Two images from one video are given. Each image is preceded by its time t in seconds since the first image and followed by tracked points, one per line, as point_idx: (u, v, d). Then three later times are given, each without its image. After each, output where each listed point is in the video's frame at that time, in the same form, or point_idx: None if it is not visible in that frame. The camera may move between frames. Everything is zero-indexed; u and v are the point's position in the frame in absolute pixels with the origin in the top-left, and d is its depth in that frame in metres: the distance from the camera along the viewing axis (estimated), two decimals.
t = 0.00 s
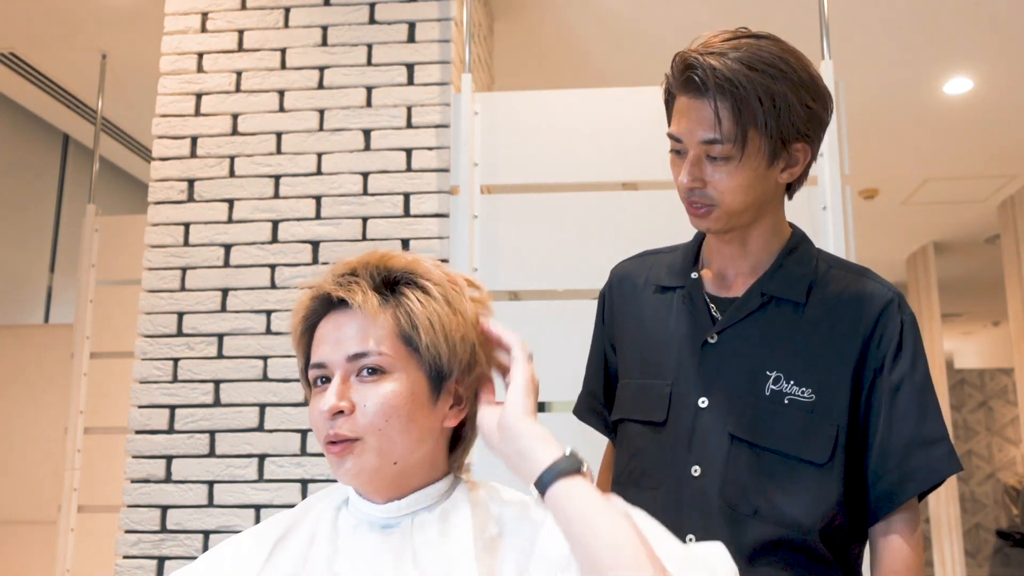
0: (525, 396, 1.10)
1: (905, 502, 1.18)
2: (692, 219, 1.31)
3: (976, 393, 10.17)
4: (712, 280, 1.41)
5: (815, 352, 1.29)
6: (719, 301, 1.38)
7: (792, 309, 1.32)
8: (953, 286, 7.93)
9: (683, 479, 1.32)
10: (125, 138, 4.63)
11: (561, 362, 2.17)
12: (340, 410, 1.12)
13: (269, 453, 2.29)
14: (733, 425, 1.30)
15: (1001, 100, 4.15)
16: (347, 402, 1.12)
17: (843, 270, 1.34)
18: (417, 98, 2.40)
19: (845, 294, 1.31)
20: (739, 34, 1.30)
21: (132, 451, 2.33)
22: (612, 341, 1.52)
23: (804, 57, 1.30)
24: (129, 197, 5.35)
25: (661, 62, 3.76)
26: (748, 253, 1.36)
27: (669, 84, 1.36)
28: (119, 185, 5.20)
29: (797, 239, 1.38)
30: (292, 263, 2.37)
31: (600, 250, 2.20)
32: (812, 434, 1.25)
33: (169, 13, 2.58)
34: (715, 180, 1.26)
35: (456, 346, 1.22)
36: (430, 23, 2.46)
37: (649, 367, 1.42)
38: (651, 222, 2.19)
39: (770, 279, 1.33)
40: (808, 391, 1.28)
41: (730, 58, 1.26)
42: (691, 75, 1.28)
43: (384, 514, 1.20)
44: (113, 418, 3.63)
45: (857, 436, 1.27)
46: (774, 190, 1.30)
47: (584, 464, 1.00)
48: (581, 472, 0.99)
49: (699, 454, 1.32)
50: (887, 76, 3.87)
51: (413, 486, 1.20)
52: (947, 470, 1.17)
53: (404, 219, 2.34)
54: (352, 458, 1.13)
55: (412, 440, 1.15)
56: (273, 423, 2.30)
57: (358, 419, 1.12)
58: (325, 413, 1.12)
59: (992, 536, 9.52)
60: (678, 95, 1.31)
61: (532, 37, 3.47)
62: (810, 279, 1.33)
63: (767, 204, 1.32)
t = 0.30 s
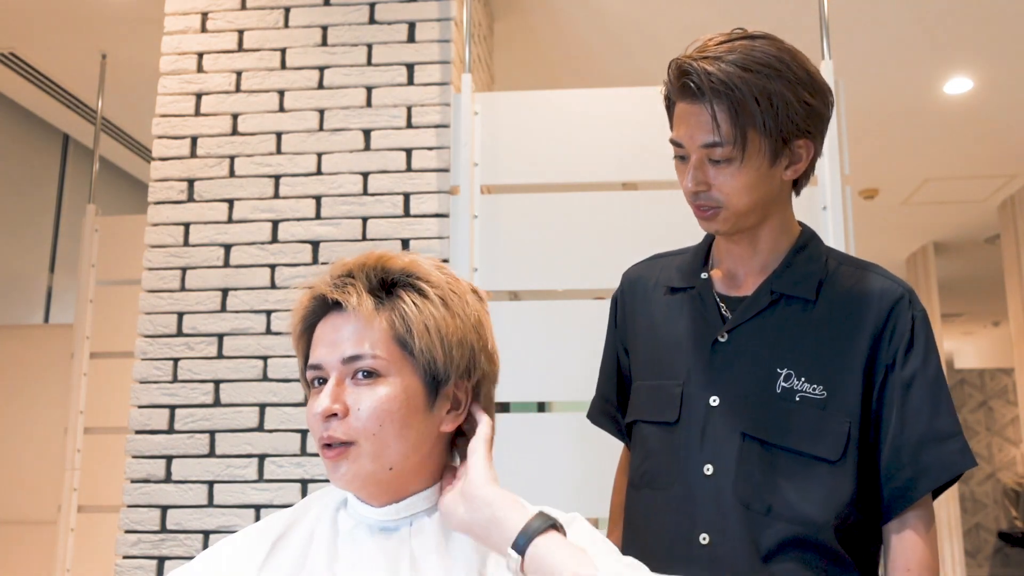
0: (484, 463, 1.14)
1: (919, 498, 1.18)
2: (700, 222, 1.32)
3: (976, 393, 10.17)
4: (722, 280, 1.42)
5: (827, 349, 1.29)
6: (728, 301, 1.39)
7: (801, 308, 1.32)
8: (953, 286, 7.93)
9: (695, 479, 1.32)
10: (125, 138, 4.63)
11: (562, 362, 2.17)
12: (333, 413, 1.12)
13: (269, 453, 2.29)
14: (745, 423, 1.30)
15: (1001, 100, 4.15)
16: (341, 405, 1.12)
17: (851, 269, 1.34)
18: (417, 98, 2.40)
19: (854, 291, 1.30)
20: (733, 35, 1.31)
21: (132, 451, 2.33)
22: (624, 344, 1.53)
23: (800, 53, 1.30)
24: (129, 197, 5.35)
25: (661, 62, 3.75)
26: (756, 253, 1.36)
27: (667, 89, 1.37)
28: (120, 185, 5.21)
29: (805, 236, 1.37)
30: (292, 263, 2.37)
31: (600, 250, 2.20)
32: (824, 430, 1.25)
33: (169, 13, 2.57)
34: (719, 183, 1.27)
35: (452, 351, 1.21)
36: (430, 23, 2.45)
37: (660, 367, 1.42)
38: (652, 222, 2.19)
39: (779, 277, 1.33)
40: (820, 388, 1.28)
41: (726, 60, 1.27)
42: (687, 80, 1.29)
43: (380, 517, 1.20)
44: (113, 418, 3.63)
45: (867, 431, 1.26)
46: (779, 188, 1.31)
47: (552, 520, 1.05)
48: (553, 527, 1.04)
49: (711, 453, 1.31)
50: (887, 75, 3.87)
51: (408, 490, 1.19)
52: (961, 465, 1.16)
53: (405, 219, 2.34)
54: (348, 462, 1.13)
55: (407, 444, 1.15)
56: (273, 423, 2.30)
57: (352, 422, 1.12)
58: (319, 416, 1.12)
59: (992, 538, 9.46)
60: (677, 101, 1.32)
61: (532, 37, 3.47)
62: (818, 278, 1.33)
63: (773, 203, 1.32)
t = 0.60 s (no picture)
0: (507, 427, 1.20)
1: (934, 490, 1.15)
2: (697, 222, 1.35)
3: (976, 393, 10.17)
4: (728, 276, 1.44)
5: (829, 343, 1.29)
6: (732, 297, 1.41)
7: (803, 302, 1.33)
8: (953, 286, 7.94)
9: (706, 475, 1.36)
10: (126, 138, 4.63)
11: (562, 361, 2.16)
12: (336, 408, 1.12)
13: (269, 453, 2.29)
14: (749, 420, 1.33)
15: (1001, 100, 4.15)
16: (344, 400, 1.13)
17: (853, 260, 1.32)
18: (417, 98, 2.40)
19: (856, 283, 1.29)
20: (705, 33, 1.31)
21: (132, 451, 2.33)
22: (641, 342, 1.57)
23: (773, 39, 1.30)
24: (130, 198, 5.35)
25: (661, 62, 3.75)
26: (757, 248, 1.37)
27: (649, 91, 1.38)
28: (120, 185, 5.21)
29: (808, 225, 1.38)
30: (292, 263, 2.37)
31: (599, 250, 2.20)
32: (827, 425, 1.25)
33: (168, 13, 2.58)
34: (706, 183, 1.29)
35: (460, 354, 1.20)
36: (430, 23, 2.45)
37: (673, 366, 1.46)
38: (652, 221, 2.19)
39: (778, 271, 1.34)
40: (822, 383, 1.28)
41: (697, 58, 1.27)
42: (661, 83, 1.30)
43: (381, 518, 1.20)
44: (113, 418, 3.63)
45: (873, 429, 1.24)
46: (769, 181, 1.31)
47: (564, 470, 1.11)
48: (559, 471, 1.09)
49: (719, 450, 1.35)
50: (887, 75, 3.86)
51: (409, 491, 1.19)
52: (973, 455, 1.13)
53: (405, 219, 2.34)
54: (348, 458, 1.14)
55: (408, 444, 1.15)
56: (273, 423, 2.30)
57: (354, 418, 1.12)
58: (322, 410, 1.13)
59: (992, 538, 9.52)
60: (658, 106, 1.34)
61: (531, 37, 3.48)
62: (818, 270, 1.32)
63: (766, 196, 1.32)
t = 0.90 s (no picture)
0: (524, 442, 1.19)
1: (874, 486, 1.16)
2: (650, 236, 1.37)
3: (975, 393, 10.18)
4: (679, 289, 1.45)
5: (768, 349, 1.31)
6: (683, 309, 1.43)
7: (748, 312, 1.35)
8: (953, 286, 7.94)
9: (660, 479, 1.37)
10: (125, 138, 4.63)
11: (562, 361, 2.17)
12: (339, 403, 1.12)
13: (269, 453, 2.29)
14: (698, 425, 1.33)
15: (1001, 100, 4.15)
16: (346, 395, 1.13)
17: (791, 272, 1.34)
18: (417, 98, 2.40)
19: (795, 291, 1.31)
20: (652, 58, 1.33)
21: (132, 451, 2.33)
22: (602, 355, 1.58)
23: (716, 62, 1.32)
24: (129, 198, 5.35)
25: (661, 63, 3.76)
26: (707, 260, 1.39)
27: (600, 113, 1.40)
28: (119, 185, 5.21)
29: (755, 239, 1.40)
30: (292, 263, 2.37)
31: (598, 250, 2.20)
32: (768, 428, 1.26)
33: (168, 13, 2.58)
34: (654, 199, 1.32)
35: (461, 350, 1.20)
36: (430, 23, 2.46)
37: (629, 376, 1.47)
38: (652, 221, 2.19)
39: (727, 282, 1.36)
40: (764, 387, 1.29)
41: (642, 82, 1.30)
42: (610, 105, 1.33)
43: (383, 515, 1.20)
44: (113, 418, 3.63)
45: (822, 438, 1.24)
46: (717, 195, 1.34)
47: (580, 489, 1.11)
48: (578, 493, 1.09)
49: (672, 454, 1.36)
50: (887, 76, 3.87)
51: (409, 487, 1.19)
52: (908, 446, 1.14)
53: (405, 219, 2.34)
54: (350, 453, 1.14)
55: (410, 439, 1.15)
56: (273, 423, 2.30)
57: (356, 413, 1.12)
58: (324, 405, 1.13)
59: (992, 538, 9.56)
60: (608, 127, 1.37)
61: (532, 37, 3.48)
62: (762, 283, 1.35)
63: (714, 209, 1.35)
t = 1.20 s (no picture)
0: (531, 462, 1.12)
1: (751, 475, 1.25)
2: (561, 253, 1.43)
3: (976, 393, 10.19)
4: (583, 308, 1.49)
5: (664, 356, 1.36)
6: (587, 325, 1.46)
7: (643, 324, 1.39)
8: (953, 287, 7.95)
9: (568, 480, 1.39)
10: (125, 138, 4.63)
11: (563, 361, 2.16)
12: (347, 407, 1.12)
13: (269, 453, 2.29)
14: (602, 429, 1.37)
15: (1001, 99, 4.15)
16: (355, 399, 1.12)
17: (677, 286, 1.40)
18: (417, 99, 2.40)
19: (683, 302, 1.37)
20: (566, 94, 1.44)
21: (132, 451, 2.33)
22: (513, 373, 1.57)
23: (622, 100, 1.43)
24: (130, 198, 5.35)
25: (660, 63, 3.76)
26: (610, 277, 1.44)
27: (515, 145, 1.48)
28: (119, 185, 5.21)
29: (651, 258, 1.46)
30: (292, 263, 2.37)
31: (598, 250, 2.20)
32: (667, 430, 1.32)
33: (168, 13, 2.57)
34: (568, 218, 1.39)
35: (466, 349, 1.20)
36: (431, 23, 2.46)
37: (538, 390, 1.48)
38: (652, 221, 2.19)
39: (627, 297, 1.41)
40: (660, 390, 1.35)
41: (562, 112, 1.39)
42: (532, 134, 1.41)
43: (388, 513, 1.19)
44: (113, 418, 3.63)
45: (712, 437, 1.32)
46: (623, 216, 1.42)
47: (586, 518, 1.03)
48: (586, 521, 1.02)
49: (580, 458, 1.38)
50: (887, 75, 3.86)
51: (417, 486, 1.19)
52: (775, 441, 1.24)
53: (405, 219, 2.34)
54: (360, 455, 1.14)
55: (418, 440, 1.15)
56: (273, 423, 2.30)
57: (365, 416, 1.12)
58: (332, 409, 1.12)
59: (992, 537, 9.59)
60: (524, 155, 1.45)
61: (533, 37, 3.48)
62: (659, 296, 1.40)
63: (620, 228, 1.42)
